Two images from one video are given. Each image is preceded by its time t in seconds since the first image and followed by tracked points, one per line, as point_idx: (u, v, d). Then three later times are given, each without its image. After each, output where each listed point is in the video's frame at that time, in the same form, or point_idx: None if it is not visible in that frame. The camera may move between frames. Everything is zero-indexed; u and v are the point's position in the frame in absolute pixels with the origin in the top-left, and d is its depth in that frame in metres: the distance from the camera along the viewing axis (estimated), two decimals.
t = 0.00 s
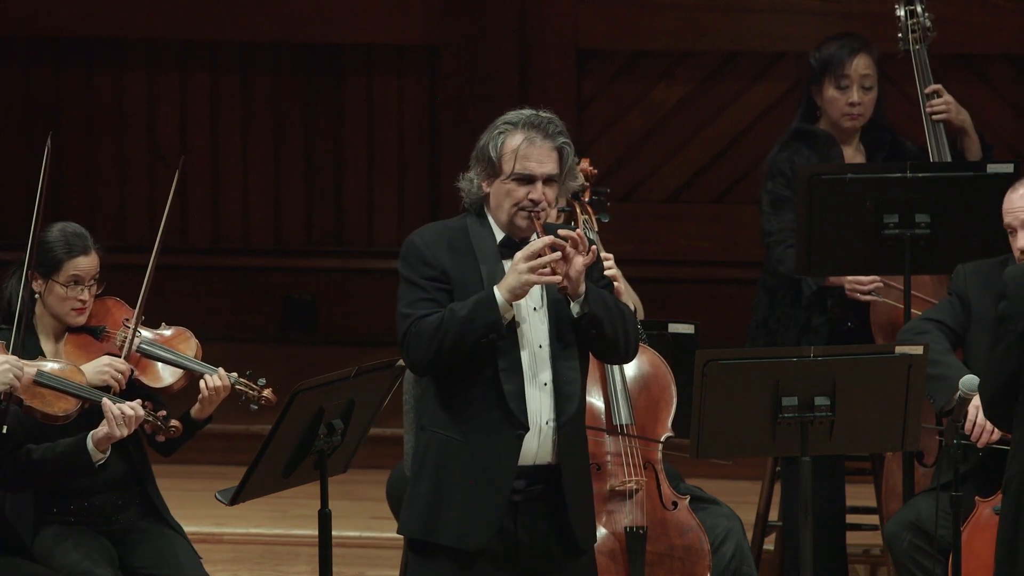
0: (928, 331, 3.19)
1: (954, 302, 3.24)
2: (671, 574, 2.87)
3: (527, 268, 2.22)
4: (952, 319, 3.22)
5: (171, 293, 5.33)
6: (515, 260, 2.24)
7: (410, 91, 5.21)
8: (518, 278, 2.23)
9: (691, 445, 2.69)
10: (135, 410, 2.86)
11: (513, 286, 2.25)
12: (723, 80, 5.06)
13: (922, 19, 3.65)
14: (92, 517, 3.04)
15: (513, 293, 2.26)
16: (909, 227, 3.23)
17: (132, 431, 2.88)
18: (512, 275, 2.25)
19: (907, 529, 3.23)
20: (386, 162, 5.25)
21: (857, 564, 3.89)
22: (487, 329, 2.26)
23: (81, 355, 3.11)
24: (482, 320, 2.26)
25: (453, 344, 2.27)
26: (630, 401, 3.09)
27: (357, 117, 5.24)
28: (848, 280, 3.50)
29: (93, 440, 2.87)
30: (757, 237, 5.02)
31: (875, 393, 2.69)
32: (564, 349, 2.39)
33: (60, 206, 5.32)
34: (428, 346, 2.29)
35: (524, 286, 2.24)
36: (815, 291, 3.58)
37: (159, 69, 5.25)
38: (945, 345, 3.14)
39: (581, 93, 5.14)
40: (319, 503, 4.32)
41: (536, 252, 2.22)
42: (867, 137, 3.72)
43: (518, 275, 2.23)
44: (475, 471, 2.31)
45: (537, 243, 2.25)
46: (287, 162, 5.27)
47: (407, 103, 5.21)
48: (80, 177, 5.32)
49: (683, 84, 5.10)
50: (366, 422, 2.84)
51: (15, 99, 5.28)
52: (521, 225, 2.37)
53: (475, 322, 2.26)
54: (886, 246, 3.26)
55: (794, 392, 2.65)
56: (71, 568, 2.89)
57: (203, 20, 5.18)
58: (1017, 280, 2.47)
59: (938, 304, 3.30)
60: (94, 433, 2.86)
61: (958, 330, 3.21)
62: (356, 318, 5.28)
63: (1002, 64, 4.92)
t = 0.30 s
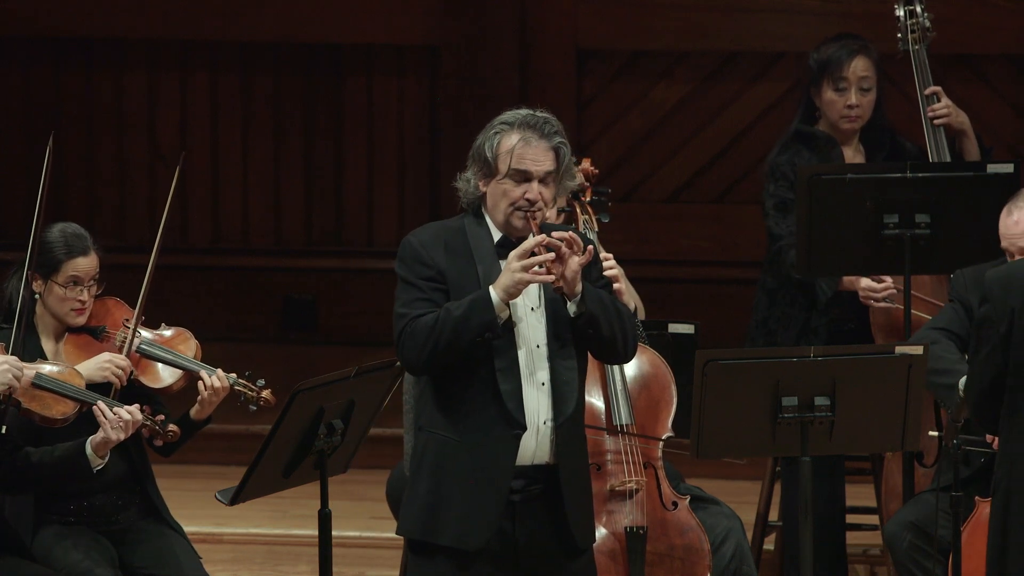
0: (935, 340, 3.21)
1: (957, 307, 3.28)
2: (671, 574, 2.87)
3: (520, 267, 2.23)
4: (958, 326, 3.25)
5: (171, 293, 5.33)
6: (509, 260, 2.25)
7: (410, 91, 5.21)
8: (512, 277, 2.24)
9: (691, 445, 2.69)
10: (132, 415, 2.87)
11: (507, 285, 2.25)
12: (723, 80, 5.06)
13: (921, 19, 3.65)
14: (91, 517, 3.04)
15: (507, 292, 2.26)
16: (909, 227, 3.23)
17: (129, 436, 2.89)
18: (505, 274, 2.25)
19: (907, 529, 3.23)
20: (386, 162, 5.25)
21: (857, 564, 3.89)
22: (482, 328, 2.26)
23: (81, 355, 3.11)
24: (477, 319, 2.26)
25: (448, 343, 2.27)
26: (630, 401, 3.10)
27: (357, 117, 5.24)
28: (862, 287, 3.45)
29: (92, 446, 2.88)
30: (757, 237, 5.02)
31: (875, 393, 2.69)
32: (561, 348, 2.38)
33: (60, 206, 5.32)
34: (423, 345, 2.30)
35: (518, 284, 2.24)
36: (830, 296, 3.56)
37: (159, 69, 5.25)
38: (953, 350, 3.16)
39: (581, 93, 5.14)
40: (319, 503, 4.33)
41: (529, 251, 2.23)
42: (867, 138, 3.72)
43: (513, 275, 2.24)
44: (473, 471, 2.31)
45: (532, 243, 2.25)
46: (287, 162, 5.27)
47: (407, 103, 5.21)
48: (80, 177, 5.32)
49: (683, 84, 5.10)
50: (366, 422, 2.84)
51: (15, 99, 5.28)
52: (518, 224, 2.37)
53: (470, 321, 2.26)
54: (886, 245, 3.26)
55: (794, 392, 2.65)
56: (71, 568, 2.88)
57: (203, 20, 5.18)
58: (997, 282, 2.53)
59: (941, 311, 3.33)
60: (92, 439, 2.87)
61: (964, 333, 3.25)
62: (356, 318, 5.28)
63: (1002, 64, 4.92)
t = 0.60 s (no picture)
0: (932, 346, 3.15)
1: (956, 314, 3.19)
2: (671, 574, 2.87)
3: (518, 267, 2.23)
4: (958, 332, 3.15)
5: (171, 292, 5.33)
6: (507, 260, 2.25)
7: (409, 91, 5.21)
8: (510, 277, 2.24)
9: (692, 445, 2.69)
10: (133, 416, 2.87)
11: (505, 285, 2.25)
12: (723, 80, 5.06)
13: (921, 19, 3.65)
14: (91, 517, 3.04)
15: (505, 292, 2.26)
16: (909, 227, 3.22)
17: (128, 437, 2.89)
18: (503, 274, 2.25)
19: (908, 530, 3.23)
20: (386, 162, 5.25)
21: (857, 564, 3.89)
22: (479, 328, 2.26)
23: (81, 352, 3.11)
24: (475, 319, 2.26)
25: (446, 343, 2.27)
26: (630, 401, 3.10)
27: (357, 117, 5.24)
28: (862, 285, 3.45)
29: (91, 447, 2.87)
30: (757, 237, 5.02)
31: (875, 393, 2.69)
32: (560, 347, 2.38)
33: (60, 206, 5.32)
34: (422, 345, 2.30)
35: (516, 284, 2.24)
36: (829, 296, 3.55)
37: (159, 69, 5.25)
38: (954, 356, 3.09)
39: (581, 93, 5.14)
40: (319, 503, 4.33)
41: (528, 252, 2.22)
42: (866, 138, 3.72)
43: (511, 274, 2.24)
44: (472, 471, 2.31)
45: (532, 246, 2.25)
46: (287, 162, 5.27)
47: (407, 103, 5.21)
48: (80, 177, 5.32)
49: (683, 84, 5.10)
50: (366, 422, 2.84)
51: (15, 99, 5.28)
52: (515, 227, 2.37)
53: (468, 321, 2.26)
54: (886, 245, 3.26)
55: (794, 392, 2.65)
56: (71, 567, 2.88)
57: (203, 20, 5.18)
58: (979, 282, 2.53)
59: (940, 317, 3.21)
60: (92, 439, 2.87)
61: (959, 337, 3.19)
62: (356, 318, 5.28)
63: (1002, 64, 4.92)
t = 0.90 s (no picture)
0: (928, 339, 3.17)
1: (953, 308, 3.23)
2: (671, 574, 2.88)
3: (516, 270, 2.23)
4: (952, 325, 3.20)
5: (172, 293, 5.33)
6: (505, 262, 2.25)
7: (410, 90, 5.21)
8: (507, 280, 2.24)
9: (691, 445, 2.69)
10: (134, 414, 2.87)
11: (502, 287, 2.25)
12: (723, 80, 5.06)
13: (921, 19, 3.65)
14: (91, 518, 3.04)
15: (503, 294, 2.26)
16: (909, 227, 3.22)
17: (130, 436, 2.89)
18: (501, 276, 2.25)
19: (907, 530, 3.23)
20: (386, 162, 5.25)
21: (857, 564, 3.89)
22: (477, 330, 2.26)
23: (82, 351, 3.10)
24: (473, 320, 2.26)
25: (444, 345, 2.27)
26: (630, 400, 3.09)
27: (357, 117, 5.24)
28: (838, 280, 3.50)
29: (92, 445, 2.87)
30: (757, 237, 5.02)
31: (875, 393, 2.69)
32: (558, 348, 2.38)
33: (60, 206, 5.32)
34: (420, 347, 2.30)
35: (513, 286, 2.24)
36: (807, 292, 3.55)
37: (159, 68, 5.25)
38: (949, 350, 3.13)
39: (581, 93, 5.14)
40: (319, 503, 4.33)
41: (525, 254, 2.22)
42: (866, 137, 3.72)
43: (508, 277, 2.24)
44: (470, 472, 2.31)
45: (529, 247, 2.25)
46: (287, 162, 5.28)
47: (407, 102, 5.21)
48: (80, 177, 5.32)
49: (683, 84, 5.10)
50: (366, 422, 2.85)
51: (15, 99, 5.29)
52: (512, 228, 2.37)
53: (466, 323, 2.26)
54: (886, 246, 3.26)
55: (793, 392, 2.65)
56: (71, 567, 2.88)
57: (203, 20, 5.18)
58: (984, 282, 2.48)
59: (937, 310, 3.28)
60: (93, 438, 2.87)
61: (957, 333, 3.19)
62: (356, 318, 5.28)
63: (1002, 64, 4.92)
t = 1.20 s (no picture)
0: (927, 328, 3.21)
1: (953, 300, 3.28)
2: (671, 574, 2.87)
3: (515, 272, 2.23)
4: (952, 317, 3.26)
5: (172, 292, 5.33)
6: (503, 264, 2.24)
7: (410, 90, 5.21)
8: (506, 282, 2.23)
9: (691, 445, 2.68)
10: (134, 411, 2.87)
11: (500, 290, 2.25)
12: (723, 80, 5.07)
13: (921, 19, 3.65)
14: (91, 517, 3.04)
15: (502, 296, 2.26)
16: (909, 227, 3.23)
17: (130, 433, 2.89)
18: (500, 278, 2.25)
19: (907, 529, 3.23)
20: (386, 162, 5.25)
21: (857, 564, 3.89)
22: (476, 332, 2.26)
23: (82, 351, 3.11)
24: (472, 323, 2.26)
25: (443, 346, 2.27)
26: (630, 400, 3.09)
27: (357, 117, 5.24)
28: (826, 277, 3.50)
29: (93, 443, 2.87)
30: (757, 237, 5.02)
31: (875, 393, 2.69)
32: (556, 350, 2.38)
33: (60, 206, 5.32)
34: (418, 348, 2.30)
35: (512, 288, 2.24)
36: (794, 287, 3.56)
37: (159, 68, 5.25)
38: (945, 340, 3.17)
39: (581, 93, 5.14)
40: (319, 503, 4.33)
41: (524, 256, 2.22)
42: (866, 137, 3.72)
43: (507, 279, 2.23)
44: (469, 472, 2.31)
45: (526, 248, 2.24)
46: (287, 162, 5.28)
47: (407, 102, 5.21)
48: (80, 177, 5.32)
49: (683, 84, 5.10)
50: (366, 422, 2.85)
51: (15, 99, 5.29)
52: (511, 230, 2.37)
53: (465, 325, 2.26)
54: (886, 246, 3.27)
55: (793, 392, 2.65)
56: (71, 567, 2.88)
57: (203, 20, 5.18)
58: (1007, 283, 2.48)
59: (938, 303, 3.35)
60: (93, 436, 2.87)
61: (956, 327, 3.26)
62: (356, 318, 5.28)
63: (1002, 64, 4.92)
